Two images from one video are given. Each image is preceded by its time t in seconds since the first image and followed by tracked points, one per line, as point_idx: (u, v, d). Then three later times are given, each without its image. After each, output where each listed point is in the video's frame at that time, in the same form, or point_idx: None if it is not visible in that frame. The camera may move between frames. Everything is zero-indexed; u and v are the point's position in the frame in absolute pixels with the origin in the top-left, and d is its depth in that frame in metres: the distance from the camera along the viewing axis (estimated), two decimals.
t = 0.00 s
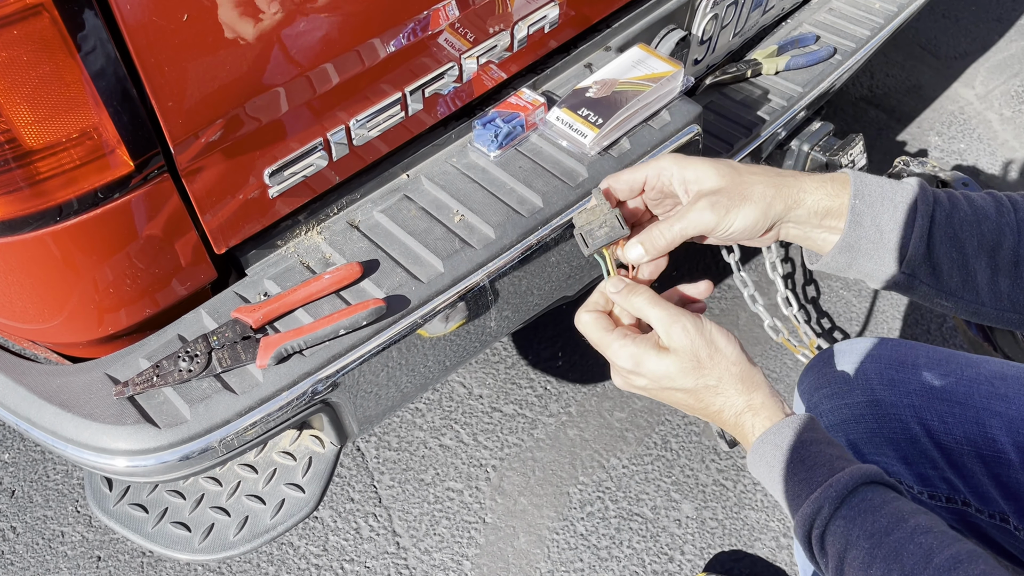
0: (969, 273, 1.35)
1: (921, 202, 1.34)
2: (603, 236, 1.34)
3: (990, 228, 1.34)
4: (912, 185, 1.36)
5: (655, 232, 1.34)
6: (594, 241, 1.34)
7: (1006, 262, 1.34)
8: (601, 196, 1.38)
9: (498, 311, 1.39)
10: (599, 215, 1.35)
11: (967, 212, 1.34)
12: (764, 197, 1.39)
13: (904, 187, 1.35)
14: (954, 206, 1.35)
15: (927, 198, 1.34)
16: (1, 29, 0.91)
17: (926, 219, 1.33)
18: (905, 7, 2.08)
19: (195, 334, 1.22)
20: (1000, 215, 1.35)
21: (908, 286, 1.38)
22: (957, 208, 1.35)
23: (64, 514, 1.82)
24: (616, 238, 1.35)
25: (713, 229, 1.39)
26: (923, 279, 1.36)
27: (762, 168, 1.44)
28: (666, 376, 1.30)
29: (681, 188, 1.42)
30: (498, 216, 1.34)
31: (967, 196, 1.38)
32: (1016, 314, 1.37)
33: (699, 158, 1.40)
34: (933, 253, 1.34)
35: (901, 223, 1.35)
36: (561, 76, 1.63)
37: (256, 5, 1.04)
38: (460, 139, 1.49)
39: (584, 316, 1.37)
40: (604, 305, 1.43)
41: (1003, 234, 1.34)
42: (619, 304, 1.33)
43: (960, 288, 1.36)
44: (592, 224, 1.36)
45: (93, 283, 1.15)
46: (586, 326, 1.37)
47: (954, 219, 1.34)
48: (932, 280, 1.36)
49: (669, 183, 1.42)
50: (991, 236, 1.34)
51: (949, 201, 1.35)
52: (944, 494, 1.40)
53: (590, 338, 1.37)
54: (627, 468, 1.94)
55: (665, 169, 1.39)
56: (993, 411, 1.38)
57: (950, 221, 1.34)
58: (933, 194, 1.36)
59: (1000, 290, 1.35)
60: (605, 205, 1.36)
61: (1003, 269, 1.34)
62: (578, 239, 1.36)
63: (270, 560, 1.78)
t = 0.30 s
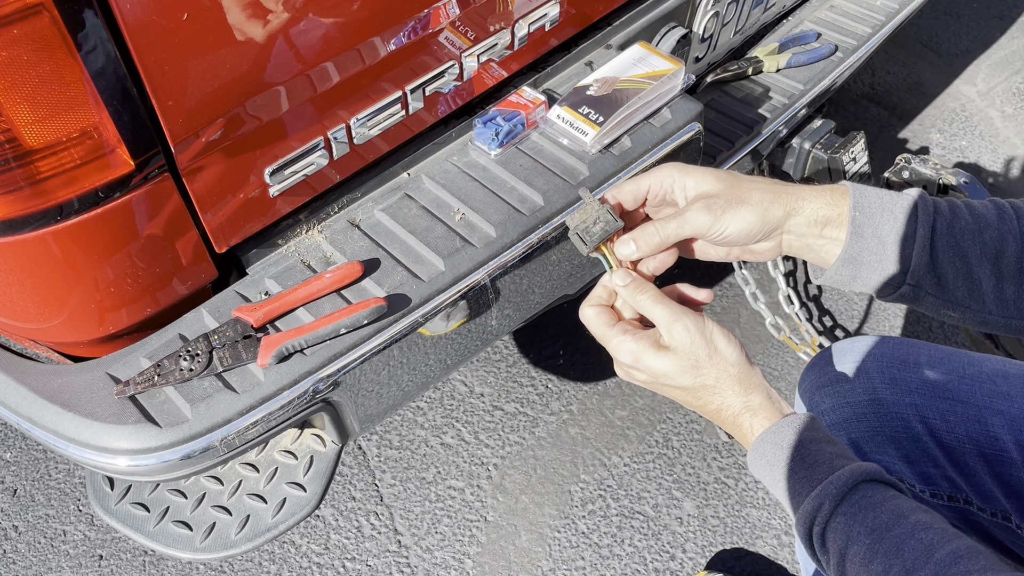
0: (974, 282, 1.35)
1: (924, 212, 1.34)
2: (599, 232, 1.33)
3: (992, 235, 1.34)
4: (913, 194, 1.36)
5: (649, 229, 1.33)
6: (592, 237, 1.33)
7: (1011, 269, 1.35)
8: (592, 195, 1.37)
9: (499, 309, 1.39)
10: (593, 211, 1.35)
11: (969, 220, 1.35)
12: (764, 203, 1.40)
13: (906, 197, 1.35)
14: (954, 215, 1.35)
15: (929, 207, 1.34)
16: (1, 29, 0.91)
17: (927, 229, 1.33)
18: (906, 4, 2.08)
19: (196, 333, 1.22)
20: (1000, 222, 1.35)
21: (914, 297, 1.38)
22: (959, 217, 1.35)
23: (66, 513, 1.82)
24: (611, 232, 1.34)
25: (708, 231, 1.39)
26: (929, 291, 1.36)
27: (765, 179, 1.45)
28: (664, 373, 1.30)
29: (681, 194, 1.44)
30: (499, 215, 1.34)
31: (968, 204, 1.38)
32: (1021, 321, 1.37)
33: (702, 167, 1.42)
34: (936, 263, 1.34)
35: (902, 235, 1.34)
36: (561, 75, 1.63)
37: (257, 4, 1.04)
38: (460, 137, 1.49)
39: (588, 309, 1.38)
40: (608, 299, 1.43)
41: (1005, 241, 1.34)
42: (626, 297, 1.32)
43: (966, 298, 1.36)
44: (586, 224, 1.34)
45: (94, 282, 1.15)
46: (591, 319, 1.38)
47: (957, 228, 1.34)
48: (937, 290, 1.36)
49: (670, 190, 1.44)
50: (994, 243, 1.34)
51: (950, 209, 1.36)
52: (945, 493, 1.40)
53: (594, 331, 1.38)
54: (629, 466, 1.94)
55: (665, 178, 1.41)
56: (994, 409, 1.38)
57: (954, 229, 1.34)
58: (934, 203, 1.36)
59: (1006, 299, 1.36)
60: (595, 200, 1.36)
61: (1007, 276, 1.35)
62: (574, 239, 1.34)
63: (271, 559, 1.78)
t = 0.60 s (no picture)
0: (974, 282, 1.35)
1: (925, 211, 1.33)
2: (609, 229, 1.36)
3: (992, 236, 1.34)
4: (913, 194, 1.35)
5: (648, 232, 1.35)
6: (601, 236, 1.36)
7: (1011, 269, 1.35)
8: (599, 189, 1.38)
9: (499, 306, 1.39)
10: (603, 209, 1.37)
11: (970, 221, 1.35)
12: (762, 210, 1.41)
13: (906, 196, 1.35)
14: (954, 215, 1.35)
15: (930, 207, 1.34)
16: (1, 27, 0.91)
17: (927, 229, 1.32)
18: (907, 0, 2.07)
19: (197, 331, 1.22)
20: (1000, 223, 1.35)
21: (913, 296, 1.37)
22: (959, 217, 1.35)
23: (67, 511, 1.82)
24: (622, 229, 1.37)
25: (704, 234, 1.41)
26: (928, 290, 1.35)
27: (769, 181, 1.46)
28: (661, 371, 1.31)
29: (683, 190, 1.45)
30: (499, 212, 1.34)
31: (968, 204, 1.38)
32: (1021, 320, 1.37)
33: (707, 164, 1.43)
34: (936, 263, 1.33)
35: (901, 235, 1.34)
36: (561, 72, 1.63)
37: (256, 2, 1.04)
38: (460, 134, 1.49)
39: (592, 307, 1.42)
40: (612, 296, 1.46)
41: (1005, 241, 1.34)
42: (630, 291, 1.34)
43: (965, 297, 1.36)
44: (596, 220, 1.37)
45: (94, 280, 1.15)
46: (593, 316, 1.43)
47: (957, 227, 1.34)
48: (937, 289, 1.35)
49: (672, 185, 1.45)
50: (994, 243, 1.34)
51: (950, 209, 1.36)
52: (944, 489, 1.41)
53: (595, 328, 1.41)
54: (630, 464, 1.94)
55: (670, 169, 1.42)
56: (995, 405, 1.37)
57: (953, 228, 1.34)
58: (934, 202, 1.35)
59: (1005, 298, 1.36)
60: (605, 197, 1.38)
61: (1008, 276, 1.35)
62: (585, 235, 1.37)
63: (273, 557, 1.78)
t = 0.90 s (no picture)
0: (972, 289, 1.35)
1: (925, 219, 1.33)
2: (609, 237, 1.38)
3: (991, 243, 1.34)
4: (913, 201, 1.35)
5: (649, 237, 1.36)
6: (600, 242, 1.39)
7: (1009, 276, 1.35)
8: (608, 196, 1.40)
9: (499, 302, 1.39)
10: (606, 216, 1.39)
11: (970, 227, 1.34)
12: (759, 223, 1.39)
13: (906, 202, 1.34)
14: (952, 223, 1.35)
15: (929, 214, 1.34)
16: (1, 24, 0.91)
17: (926, 236, 1.32)
18: None
19: (197, 328, 1.22)
20: (1002, 231, 1.35)
21: (909, 300, 1.38)
22: (959, 224, 1.35)
23: (70, 509, 1.82)
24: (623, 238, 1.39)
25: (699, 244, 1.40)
26: (924, 295, 1.37)
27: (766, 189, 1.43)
28: (659, 372, 1.30)
29: (679, 198, 1.42)
30: (499, 208, 1.34)
31: (968, 210, 1.38)
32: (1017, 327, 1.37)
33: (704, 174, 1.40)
34: (933, 269, 1.34)
35: (900, 241, 1.34)
36: (561, 68, 1.63)
37: None
38: (460, 131, 1.49)
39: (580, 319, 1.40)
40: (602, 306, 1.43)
41: (1004, 248, 1.34)
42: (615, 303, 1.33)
43: (962, 303, 1.37)
44: (599, 226, 1.39)
45: (94, 276, 1.15)
46: (584, 328, 1.39)
47: (956, 235, 1.34)
48: (932, 295, 1.36)
49: (667, 194, 1.43)
50: (993, 250, 1.34)
51: (951, 215, 1.35)
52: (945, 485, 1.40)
53: (587, 340, 1.39)
54: (631, 460, 1.94)
55: (664, 179, 1.39)
56: (995, 400, 1.37)
57: (952, 236, 1.34)
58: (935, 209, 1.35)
59: (1003, 306, 1.37)
60: (612, 206, 1.40)
61: (1005, 283, 1.35)
62: (585, 240, 1.40)
63: (274, 554, 1.79)
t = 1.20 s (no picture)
0: (993, 291, 1.34)
1: (947, 219, 1.34)
2: (597, 228, 1.36)
3: (1016, 246, 1.32)
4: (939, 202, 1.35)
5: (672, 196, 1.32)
6: (589, 234, 1.36)
7: None
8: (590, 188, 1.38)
9: (499, 301, 1.39)
10: (591, 208, 1.37)
11: (997, 229, 1.33)
12: (790, 208, 1.41)
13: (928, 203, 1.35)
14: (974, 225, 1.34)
15: (954, 214, 1.34)
16: None
17: (948, 237, 1.33)
18: None
19: (196, 327, 1.23)
20: None
21: (929, 299, 1.39)
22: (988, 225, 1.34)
23: (70, 508, 1.83)
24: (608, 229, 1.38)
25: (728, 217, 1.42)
26: (944, 295, 1.38)
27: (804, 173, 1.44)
28: (659, 365, 1.30)
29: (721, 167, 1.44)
30: (498, 207, 1.34)
31: (999, 210, 1.37)
32: None
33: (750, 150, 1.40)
34: (953, 269, 1.34)
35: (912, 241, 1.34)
36: (559, 67, 1.63)
37: None
38: (459, 130, 1.49)
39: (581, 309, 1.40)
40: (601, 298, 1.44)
41: None
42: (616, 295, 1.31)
43: (983, 305, 1.36)
44: (584, 219, 1.37)
45: (93, 276, 1.15)
46: (584, 318, 1.39)
47: (980, 235, 1.33)
48: (952, 295, 1.37)
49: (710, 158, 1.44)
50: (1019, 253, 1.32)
51: (977, 216, 1.35)
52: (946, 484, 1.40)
53: (586, 330, 1.39)
54: (631, 459, 1.94)
55: (712, 142, 1.40)
56: (994, 398, 1.38)
57: (976, 238, 1.33)
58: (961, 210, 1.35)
59: None
60: (594, 196, 1.37)
61: None
62: (573, 235, 1.37)
63: (275, 553, 1.79)
